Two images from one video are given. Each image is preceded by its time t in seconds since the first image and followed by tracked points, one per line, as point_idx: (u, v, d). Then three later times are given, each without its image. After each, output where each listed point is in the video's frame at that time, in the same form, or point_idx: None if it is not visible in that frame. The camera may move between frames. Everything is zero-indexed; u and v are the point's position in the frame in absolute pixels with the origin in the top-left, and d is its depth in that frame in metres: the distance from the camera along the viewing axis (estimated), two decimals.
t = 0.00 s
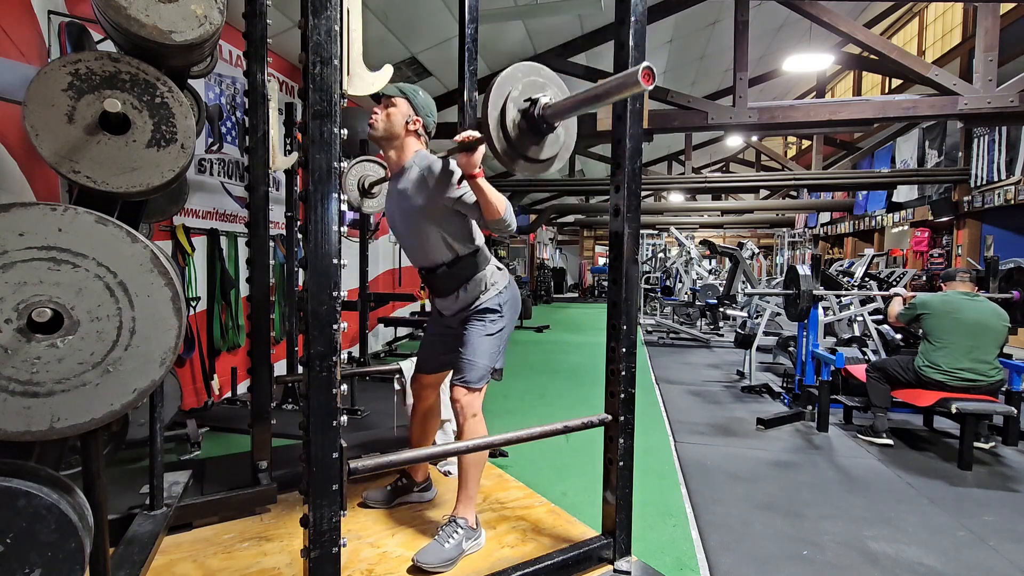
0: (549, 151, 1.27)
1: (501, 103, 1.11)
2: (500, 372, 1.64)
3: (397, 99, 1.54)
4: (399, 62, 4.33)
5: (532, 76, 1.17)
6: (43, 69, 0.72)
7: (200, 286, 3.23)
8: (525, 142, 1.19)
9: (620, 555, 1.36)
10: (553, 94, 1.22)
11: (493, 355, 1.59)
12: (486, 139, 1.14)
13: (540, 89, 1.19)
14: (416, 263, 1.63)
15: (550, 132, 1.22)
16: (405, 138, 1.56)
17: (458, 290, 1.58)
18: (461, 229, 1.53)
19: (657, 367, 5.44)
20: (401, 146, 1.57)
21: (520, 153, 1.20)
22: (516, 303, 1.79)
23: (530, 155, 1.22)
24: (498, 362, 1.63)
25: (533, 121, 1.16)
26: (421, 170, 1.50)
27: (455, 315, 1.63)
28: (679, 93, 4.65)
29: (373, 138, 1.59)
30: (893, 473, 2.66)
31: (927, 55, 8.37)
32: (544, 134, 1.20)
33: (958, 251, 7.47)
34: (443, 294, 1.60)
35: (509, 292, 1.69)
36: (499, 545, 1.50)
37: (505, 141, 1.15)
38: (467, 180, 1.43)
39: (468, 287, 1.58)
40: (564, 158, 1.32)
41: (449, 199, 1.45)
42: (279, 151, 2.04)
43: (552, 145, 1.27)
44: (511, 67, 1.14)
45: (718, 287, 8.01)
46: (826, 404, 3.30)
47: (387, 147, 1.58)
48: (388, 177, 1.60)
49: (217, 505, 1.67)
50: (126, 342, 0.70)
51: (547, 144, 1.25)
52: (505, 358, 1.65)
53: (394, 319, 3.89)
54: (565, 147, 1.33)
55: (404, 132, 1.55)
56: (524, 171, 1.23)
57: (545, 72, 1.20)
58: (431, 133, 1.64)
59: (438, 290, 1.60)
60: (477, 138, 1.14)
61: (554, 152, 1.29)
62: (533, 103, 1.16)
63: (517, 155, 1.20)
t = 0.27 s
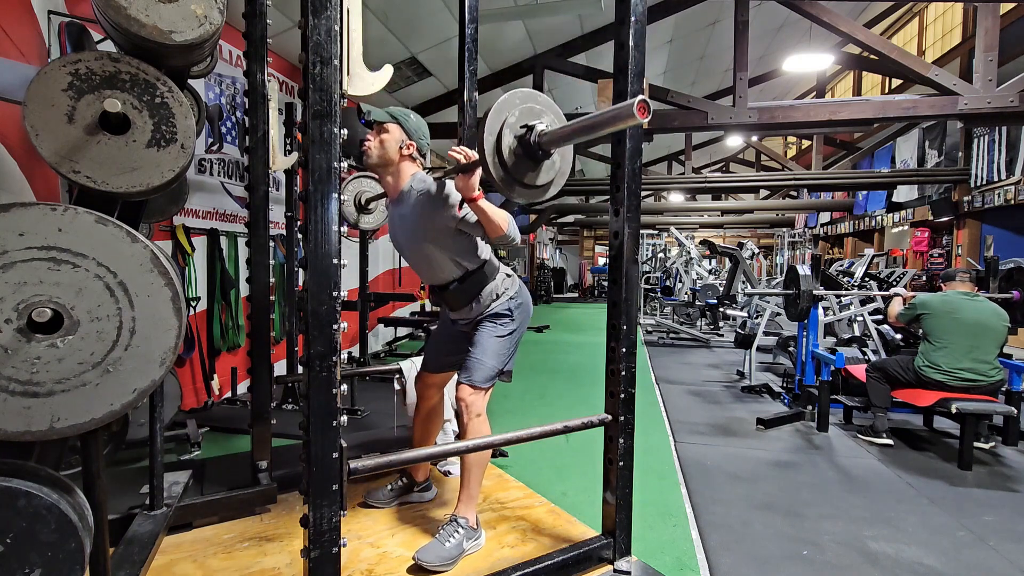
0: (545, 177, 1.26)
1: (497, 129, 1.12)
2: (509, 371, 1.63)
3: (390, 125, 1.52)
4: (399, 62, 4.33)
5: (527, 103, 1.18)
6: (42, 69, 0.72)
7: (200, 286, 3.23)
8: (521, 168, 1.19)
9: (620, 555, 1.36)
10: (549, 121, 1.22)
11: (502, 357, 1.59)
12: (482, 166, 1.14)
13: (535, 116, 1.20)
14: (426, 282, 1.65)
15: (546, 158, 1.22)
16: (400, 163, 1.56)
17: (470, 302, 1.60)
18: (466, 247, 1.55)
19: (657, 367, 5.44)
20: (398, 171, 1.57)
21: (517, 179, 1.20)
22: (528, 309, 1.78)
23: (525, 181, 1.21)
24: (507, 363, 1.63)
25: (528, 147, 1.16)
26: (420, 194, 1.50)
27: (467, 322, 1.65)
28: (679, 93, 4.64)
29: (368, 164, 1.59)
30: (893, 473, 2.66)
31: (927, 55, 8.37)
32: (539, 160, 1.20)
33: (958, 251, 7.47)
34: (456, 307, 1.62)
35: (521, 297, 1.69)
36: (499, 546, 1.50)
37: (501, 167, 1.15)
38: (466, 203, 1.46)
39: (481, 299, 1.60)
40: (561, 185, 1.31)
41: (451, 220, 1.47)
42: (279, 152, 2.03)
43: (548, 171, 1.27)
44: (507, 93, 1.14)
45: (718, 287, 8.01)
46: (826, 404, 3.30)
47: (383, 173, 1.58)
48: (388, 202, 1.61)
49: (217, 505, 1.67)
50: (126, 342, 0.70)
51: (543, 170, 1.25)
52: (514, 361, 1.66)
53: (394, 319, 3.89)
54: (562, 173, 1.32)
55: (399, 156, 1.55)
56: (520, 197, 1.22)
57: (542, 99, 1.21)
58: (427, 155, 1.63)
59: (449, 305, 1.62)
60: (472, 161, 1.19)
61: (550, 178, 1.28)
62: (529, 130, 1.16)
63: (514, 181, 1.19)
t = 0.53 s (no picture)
0: (541, 198, 1.29)
1: (492, 151, 1.16)
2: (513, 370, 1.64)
3: (383, 145, 1.54)
4: (399, 62, 4.33)
5: (523, 124, 1.22)
6: (42, 70, 0.72)
7: (200, 286, 3.23)
8: (516, 189, 1.23)
9: (620, 555, 1.36)
10: (545, 142, 1.25)
11: (504, 357, 1.59)
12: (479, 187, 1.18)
13: (530, 137, 1.23)
14: (432, 294, 1.66)
15: (541, 180, 1.25)
16: (396, 182, 1.59)
17: (476, 311, 1.60)
18: (468, 259, 1.55)
19: (657, 367, 5.44)
20: (394, 190, 1.60)
21: (512, 201, 1.24)
22: (534, 311, 1.77)
23: (521, 201, 1.25)
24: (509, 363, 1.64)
25: (524, 169, 1.20)
26: (417, 212, 1.52)
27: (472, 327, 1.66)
28: (679, 93, 4.65)
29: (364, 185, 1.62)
30: (893, 473, 2.66)
31: (927, 55, 8.37)
32: (534, 181, 1.24)
33: (958, 251, 7.47)
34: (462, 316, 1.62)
35: (526, 300, 1.69)
36: (499, 545, 1.50)
37: (496, 187, 1.19)
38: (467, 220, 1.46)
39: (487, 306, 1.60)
40: (556, 205, 1.33)
41: (451, 236, 1.48)
42: (279, 152, 2.03)
43: (544, 192, 1.30)
44: (503, 115, 1.18)
45: (718, 287, 8.01)
46: (826, 404, 3.30)
47: (381, 194, 1.62)
48: (387, 221, 1.64)
49: (217, 505, 1.67)
50: (127, 342, 0.70)
51: (539, 191, 1.28)
52: (518, 361, 1.66)
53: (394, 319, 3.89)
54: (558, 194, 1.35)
55: (394, 176, 1.58)
56: (515, 216, 1.26)
57: (537, 121, 1.25)
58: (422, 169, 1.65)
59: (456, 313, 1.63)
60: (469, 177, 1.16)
61: (546, 199, 1.31)
62: (524, 152, 1.20)
63: (509, 202, 1.23)
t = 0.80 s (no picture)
0: (535, 218, 1.26)
1: (485, 172, 1.12)
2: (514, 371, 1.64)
3: (374, 162, 1.53)
4: (399, 62, 4.33)
5: (517, 143, 1.18)
6: (42, 70, 0.72)
7: (200, 286, 3.23)
8: (511, 210, 1.19)
9: (620, 555, 1.36)
10: (539, 160, 1.21)
11: (504, 358, 1.59)
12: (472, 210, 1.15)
13: (524, 157, 1.20)
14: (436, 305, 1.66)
15: (535, 199, 1.22)
16: (391, 199, 1.58)
17: (479, 318, 1.60)
18: (467, 270, 1.55)
19: (657, 367, 5.44)
20: (390, 206, 1.60)
21: (507, 221, 1.20)
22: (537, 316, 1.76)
23: (516, 223, 1.22)
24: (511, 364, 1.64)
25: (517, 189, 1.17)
26: (416, 227, 1.53)
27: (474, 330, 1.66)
28: (679, 93, 4.65)
29: (360, 203, 1.62)
30: (893, 473, 2.66)
31: (927, 55, 8.37)
32: (528, 201, 1.21)
33: (957, 251, 7.48)
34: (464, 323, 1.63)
35: (528, 303, 1.69)
36: (499, 546, 1.50)
37: (490, 209, 1.16)
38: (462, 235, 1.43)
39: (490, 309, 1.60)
40: (550, 222, 1.31)
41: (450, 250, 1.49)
42: (279, 152, 2.03)
43: (538, 211, 1.27)
44: (496, 134, 1.14)
45: (718, 287, 8.01)
46: (826, 403, 3.30)
47: (378, 212, 1.62)
48: (386, 238, 1.64)
49: (217, 506, 1.67)
50: (127, 342, 0.70)
51: (533, 211, 1.25)
52: (519, 363, 1.66)
53: (394, 319, 3.89)
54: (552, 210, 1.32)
55: (388, 192, 1.58)
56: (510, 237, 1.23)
57: (530, 138, 1.20)
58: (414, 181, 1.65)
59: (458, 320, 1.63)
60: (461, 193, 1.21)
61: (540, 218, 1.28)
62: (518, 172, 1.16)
63: (503, 223, 1.20)
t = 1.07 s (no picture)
0: (531, 237, 1.24)
1: (479, 195, 1.11)
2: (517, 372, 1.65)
3: (368, 180, 1.55)
4: (399, 62, 4.33)
5: (511, 164, 1.17)
6: (42, 69, 0.72)
7: (200, 286, 3.23)
8: (507, 232, 1.18)
9: (620, 555, 1.36)
10: (533, 180, 1.20)
11: (506, 359, 1.59)
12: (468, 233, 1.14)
13: (518, 177, 1.18)
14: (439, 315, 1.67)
15: (531, 220, 1.21)
16: (389, 215, 1.62)
17: (482, 323, 1.61)
18: (468, 280, 1.56)
19: (656, 367, 5.44)
20: (389, 222, 1.63)
21: (503, 243, 1.19)
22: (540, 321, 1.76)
23: (513, 243, 1.20)
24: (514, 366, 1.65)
25: (513, 211, 1.15)
26: (416, 241, 1.56)
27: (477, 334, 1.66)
28: (679, 93, 4.65)
29: (357, 219, 1.64)
30: (893, 473, 2.66)
31: (927, 55, 8.37)
32: (525, 222, 1.20)
33: (957, 251, 7.48)
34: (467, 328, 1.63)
35: (531, 307, 1.69)
36: (499, 545, 1.50)
37: (485, 232, 1.15)
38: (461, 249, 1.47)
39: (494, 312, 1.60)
40: (547, 241, 1.30)
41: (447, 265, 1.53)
42: (279, 152, 2.03)
43: (534, 230, 1.26)
44: (489, 156, 1.13)
45: (718, 287, 8.01)
46: (826, 403, 3.30)
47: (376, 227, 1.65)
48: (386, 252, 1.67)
49: (217, 506, 1.67)
50: (127, 342, 0.70)
51: (529, 230, 1.23)
52: (521, 365, 1.66)
53: (394, 320, 3.89)
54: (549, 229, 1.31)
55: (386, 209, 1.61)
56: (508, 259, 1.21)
57: (524, 158, 1.19)
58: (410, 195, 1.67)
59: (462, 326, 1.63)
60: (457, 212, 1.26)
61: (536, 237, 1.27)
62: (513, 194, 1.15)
63: (500, 245, 1.18)
